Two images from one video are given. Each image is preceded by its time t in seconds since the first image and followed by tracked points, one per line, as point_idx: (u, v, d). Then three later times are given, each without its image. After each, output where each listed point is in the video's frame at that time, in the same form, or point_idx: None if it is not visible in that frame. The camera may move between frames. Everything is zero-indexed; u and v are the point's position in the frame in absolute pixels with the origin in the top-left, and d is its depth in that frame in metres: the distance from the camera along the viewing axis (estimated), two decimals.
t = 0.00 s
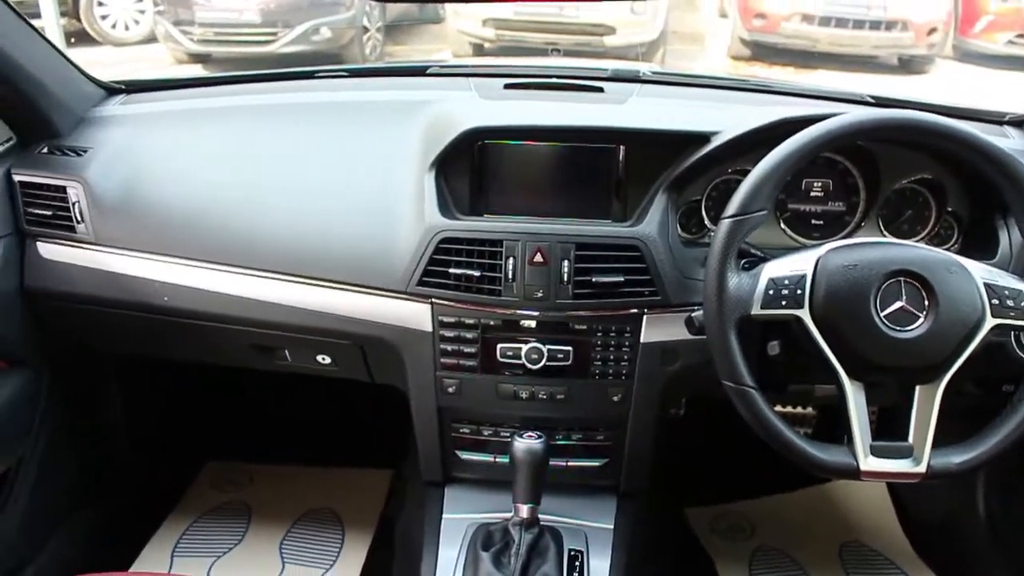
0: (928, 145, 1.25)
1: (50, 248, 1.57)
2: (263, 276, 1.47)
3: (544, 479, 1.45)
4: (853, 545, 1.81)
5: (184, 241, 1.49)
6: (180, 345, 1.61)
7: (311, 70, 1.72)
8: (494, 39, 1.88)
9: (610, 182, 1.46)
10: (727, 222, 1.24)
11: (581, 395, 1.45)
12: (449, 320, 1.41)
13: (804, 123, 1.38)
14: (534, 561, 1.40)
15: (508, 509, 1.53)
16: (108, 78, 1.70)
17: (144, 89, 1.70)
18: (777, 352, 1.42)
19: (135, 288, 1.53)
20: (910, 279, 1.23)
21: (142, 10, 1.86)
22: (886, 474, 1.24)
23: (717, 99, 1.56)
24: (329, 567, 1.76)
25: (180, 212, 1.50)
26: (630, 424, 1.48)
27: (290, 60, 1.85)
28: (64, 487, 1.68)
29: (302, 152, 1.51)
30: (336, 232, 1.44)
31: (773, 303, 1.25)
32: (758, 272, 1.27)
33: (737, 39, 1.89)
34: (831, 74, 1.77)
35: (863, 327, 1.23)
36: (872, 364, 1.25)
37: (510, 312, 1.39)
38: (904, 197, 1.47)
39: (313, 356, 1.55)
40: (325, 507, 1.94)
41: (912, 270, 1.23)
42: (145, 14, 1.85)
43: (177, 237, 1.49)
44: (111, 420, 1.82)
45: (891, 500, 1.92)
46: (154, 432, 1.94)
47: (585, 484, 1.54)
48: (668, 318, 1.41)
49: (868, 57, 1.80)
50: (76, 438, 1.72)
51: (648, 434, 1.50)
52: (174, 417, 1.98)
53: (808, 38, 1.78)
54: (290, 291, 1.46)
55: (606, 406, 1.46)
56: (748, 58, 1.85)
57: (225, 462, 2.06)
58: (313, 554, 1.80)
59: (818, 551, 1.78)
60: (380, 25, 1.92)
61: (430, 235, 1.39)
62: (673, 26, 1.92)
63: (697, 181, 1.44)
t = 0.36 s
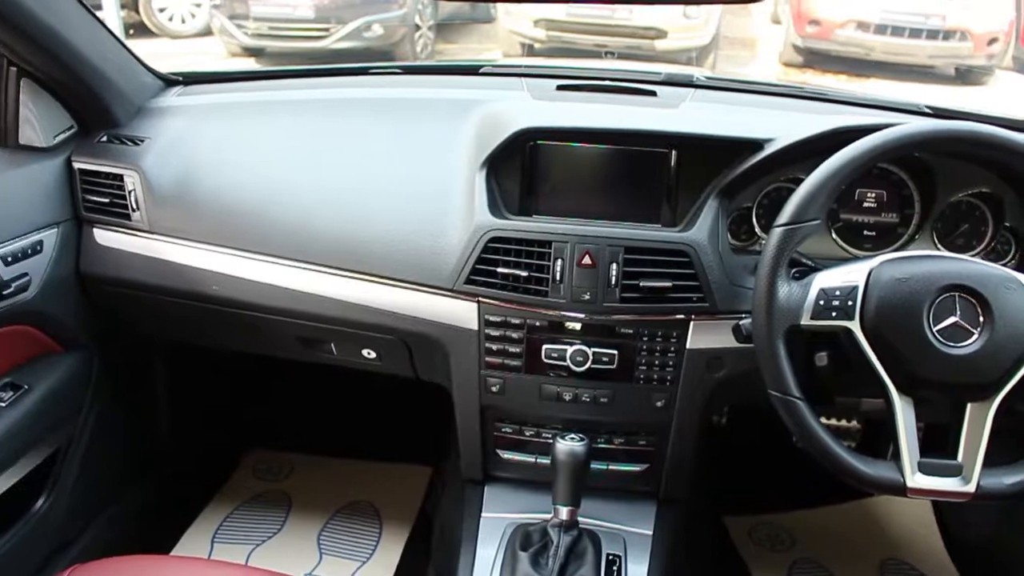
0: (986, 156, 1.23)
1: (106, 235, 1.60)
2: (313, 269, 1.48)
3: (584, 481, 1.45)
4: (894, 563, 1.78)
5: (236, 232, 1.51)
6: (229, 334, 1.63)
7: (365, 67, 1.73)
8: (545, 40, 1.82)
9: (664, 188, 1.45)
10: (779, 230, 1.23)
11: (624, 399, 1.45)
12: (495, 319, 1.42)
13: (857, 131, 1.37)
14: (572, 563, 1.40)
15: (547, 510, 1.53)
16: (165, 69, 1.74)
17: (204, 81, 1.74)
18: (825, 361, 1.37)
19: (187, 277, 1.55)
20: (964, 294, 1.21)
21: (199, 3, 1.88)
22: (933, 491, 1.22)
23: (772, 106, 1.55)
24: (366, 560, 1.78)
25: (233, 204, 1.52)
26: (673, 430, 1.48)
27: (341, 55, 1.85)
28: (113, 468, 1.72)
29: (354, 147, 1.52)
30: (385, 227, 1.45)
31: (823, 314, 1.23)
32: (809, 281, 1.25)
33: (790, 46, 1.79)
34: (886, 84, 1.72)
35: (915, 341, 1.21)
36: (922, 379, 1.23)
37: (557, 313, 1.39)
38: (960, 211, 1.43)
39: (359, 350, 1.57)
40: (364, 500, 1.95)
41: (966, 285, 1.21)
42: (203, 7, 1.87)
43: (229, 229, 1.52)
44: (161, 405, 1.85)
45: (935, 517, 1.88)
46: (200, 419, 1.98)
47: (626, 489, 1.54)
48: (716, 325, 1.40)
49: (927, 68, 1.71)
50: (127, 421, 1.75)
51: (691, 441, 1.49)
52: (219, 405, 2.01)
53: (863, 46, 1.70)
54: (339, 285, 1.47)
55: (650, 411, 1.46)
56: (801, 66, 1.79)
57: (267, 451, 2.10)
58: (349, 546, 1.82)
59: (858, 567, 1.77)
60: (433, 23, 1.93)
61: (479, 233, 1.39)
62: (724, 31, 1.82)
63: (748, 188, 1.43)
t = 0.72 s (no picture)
0: None
1: (155, 224, 1.62)
2: (356, 265, 1.49)
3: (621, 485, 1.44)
4: None
5: (282, 225, 1.53)
6: (272, 327, 1.65)
7: (413, 64, 1.74)
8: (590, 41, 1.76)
9: (710, 193, 1.44)
10: (826, 239, 1.21)
11: (663, 405, 1.44)
12: (537, 320, 1.42)
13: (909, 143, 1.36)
14: (606, 567, 1.40)
15: (582, 512, 1.53)
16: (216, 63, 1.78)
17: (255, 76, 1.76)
18: (869, 374, 1.37)
19: (232, 268, 1.57)
20: (1014, 309, 1.19)
21: None
22: (978, 510, 1.20)
23: (822, 114, 1.53)
24: (399, 555, 1.79)
25: (280, 197, 1.54)
26: (710, 437, 1.47)
27: (387, 51, 1.86)
28: (154, 453, 1.75)
29: (400, 145, 1.53)
30: (429, 225, 1.46)
31: (869, 325, 1.22)
32: (855, 291, 1.24)
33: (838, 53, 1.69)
34: (935, 94, 1.66)
35: (963, 357, 1.19)
36: (968, 396, 1.21)
37: (598, 315, 1.39)
38: (1012, 225, 1.41)
39: (400, 346, 1.58)
40: (398, 495, 1.97)
41: (1017, 300, 1.19)
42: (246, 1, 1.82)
43: (275, 221, 1.53)
44: (202, 394, 1.88)
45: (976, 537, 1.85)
46: (238, 409, 2.01)
47: (661, 495, 1.53)
48: (758, 333, 1.39)
49: (980, 78, 1.63)
50: (170, 407, 1.78)
51: (729, 450, 1.48)
52: (258, 396, 2.04)
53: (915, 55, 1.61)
54: (382, 281, 1.48)
55: (689, 417, 1.45)
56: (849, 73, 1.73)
57: (305, 442, 2.13)
58: (383, 541, 1.83)
59: None
60: (480, 22, 1.82)
61: (523, 234, 1.40)
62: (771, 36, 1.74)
63: (796, 196, 1.41)
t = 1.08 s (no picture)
0: None
1: (205, 214, 1.64)
2: (401, 261, 1.50)
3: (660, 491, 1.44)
4: None
5: (329, 219, 1.54)
6: (316, 320, 1.67)
7: (463, 63, 1.75)
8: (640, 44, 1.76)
9: (759, 201, 1.43)
10: (878, 250, 1.19)
11: (705, 412, 1.43)
12: (581, 322, 1.41)
13: (966, 154, 1.34)
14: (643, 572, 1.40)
15: (620, 516, 1.53)
16: (269, 57, 1.80)
17: (307, 72, 1.78)
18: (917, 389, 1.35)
19: (279, 260, 1.59)
20: None
21: None
22: None
23: (876, 123, 1.51)
24: (433, 552, 1.81)
25: (328, 192, 1.55)
26: (752, 445, 1.46)
27: (437, 49, 1.86)
28: (198, 439, 1.77)
29: (449, 143, 1.54)
30: (475, 223, 1.47)
31: (919, 339, 1.20)
32: (906, 305, 1.21)
33: (890, 61, 1.66)
34: (991, 107, 1.61)
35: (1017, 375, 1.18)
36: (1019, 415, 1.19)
37: (643, 319, 1.38)
38: None
39: (443, 344, 1.59)
40: (433, 492, 1.98)
41: None
42: None
43: (323, 215, 1.54)
44: (246, 383, 1.90)
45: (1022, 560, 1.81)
46: (280, 399, 2.03)
47: (699, 501, 1.52)
48: (803, 343, 1.37)
49: None
50: (214, 395, 1.81)
51: (772, 459, 1.47)
52: (298, 388, 2.07)
53: (970, 65, 1.56)
54: (427, 278, 1.49)
55: (731, 425, 1.44)
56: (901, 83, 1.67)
57: (344, 435, 2.15)
58: (418, 538, 1.84)
59: None
60: (528, 23, 1.81)
61: (569, 236, 1.40)
62: (823, 43, 1.68)
63: (846, 205, 1.40)
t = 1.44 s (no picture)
0: None
1: (249, 204, 1.66)
2: (442, 256, 1.51)
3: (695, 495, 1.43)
4: None
5: (371, 212, 1.55)
6: (356, 312, 1.68)
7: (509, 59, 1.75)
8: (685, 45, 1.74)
9: (804, 206, 1.41)
10: (926, 259, 1.17)
11: (744, 417, 1.42)
12: (621, 322, 1.41)
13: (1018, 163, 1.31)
14: None
15: (653, 519, 1.52)
16: (317, 49, 1.82)
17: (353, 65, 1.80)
18: (961, 402, 1.33)
19: (322, 251, 1.60)
20: None
21: None
22: None
23: (928, 130, 1.48)
24: (464, 547, 1.81)
25: (371, 185, 1.56)
26: (790, 452, 1.44)
27: (483, 45, 1.86)
28: (236, 425, 1.80)
29: (493, 139, 1.54)
30: (517, 220, 1.47)
31: (966, 351, 1.18)
32: (953, 315, 1.19)
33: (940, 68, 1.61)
34: None
35: None
36: None
37: (683, 322, 1.37)
38: None
39: (482, 340, 1.59)
40: (466, 487, 1.98)
41: None
42: None
43: (365, 207, 1.55)
44: (285, 372, 1.92)
45: None
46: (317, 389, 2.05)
47: (734, 507, 1.51)
48: (846, 351, 1.35)
49: None
50: (254, 383, 1.83)
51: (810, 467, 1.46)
52: (335, 379, 2.08)
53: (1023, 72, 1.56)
54: (468, 273, 1.49)
55: (769, 431, 1.43)
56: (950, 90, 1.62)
57: (378, 427, 2.16)
58: (450, 533, 1.85)
59: None
60: (573, 20, 1.81)
61: (612, 236, 1.39)
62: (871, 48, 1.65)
63: (895, 212, 1.38)
